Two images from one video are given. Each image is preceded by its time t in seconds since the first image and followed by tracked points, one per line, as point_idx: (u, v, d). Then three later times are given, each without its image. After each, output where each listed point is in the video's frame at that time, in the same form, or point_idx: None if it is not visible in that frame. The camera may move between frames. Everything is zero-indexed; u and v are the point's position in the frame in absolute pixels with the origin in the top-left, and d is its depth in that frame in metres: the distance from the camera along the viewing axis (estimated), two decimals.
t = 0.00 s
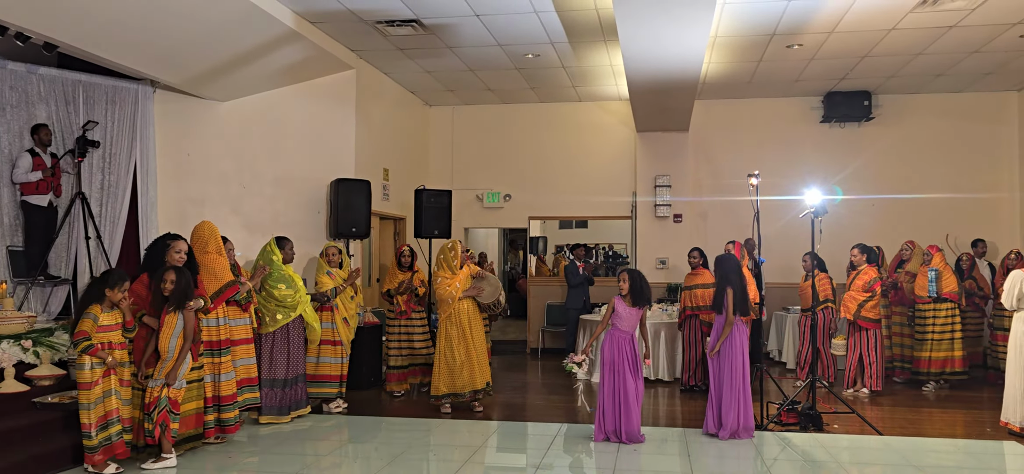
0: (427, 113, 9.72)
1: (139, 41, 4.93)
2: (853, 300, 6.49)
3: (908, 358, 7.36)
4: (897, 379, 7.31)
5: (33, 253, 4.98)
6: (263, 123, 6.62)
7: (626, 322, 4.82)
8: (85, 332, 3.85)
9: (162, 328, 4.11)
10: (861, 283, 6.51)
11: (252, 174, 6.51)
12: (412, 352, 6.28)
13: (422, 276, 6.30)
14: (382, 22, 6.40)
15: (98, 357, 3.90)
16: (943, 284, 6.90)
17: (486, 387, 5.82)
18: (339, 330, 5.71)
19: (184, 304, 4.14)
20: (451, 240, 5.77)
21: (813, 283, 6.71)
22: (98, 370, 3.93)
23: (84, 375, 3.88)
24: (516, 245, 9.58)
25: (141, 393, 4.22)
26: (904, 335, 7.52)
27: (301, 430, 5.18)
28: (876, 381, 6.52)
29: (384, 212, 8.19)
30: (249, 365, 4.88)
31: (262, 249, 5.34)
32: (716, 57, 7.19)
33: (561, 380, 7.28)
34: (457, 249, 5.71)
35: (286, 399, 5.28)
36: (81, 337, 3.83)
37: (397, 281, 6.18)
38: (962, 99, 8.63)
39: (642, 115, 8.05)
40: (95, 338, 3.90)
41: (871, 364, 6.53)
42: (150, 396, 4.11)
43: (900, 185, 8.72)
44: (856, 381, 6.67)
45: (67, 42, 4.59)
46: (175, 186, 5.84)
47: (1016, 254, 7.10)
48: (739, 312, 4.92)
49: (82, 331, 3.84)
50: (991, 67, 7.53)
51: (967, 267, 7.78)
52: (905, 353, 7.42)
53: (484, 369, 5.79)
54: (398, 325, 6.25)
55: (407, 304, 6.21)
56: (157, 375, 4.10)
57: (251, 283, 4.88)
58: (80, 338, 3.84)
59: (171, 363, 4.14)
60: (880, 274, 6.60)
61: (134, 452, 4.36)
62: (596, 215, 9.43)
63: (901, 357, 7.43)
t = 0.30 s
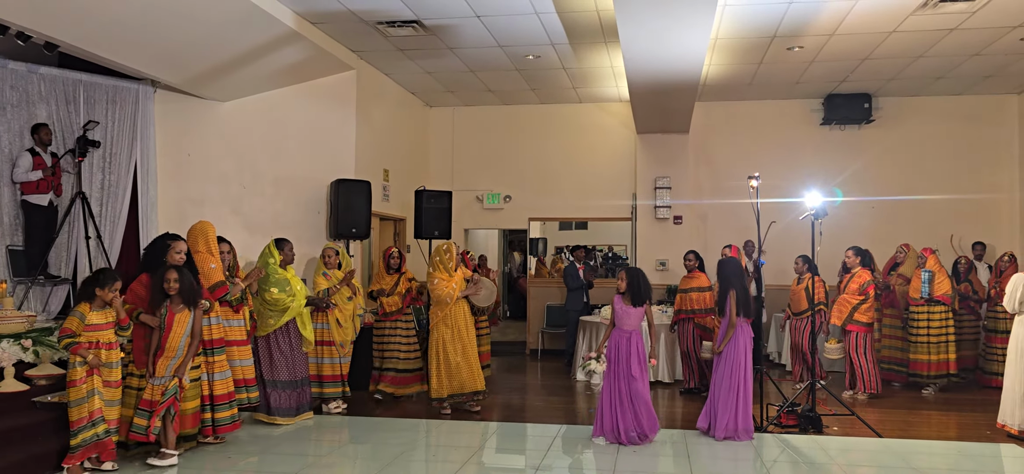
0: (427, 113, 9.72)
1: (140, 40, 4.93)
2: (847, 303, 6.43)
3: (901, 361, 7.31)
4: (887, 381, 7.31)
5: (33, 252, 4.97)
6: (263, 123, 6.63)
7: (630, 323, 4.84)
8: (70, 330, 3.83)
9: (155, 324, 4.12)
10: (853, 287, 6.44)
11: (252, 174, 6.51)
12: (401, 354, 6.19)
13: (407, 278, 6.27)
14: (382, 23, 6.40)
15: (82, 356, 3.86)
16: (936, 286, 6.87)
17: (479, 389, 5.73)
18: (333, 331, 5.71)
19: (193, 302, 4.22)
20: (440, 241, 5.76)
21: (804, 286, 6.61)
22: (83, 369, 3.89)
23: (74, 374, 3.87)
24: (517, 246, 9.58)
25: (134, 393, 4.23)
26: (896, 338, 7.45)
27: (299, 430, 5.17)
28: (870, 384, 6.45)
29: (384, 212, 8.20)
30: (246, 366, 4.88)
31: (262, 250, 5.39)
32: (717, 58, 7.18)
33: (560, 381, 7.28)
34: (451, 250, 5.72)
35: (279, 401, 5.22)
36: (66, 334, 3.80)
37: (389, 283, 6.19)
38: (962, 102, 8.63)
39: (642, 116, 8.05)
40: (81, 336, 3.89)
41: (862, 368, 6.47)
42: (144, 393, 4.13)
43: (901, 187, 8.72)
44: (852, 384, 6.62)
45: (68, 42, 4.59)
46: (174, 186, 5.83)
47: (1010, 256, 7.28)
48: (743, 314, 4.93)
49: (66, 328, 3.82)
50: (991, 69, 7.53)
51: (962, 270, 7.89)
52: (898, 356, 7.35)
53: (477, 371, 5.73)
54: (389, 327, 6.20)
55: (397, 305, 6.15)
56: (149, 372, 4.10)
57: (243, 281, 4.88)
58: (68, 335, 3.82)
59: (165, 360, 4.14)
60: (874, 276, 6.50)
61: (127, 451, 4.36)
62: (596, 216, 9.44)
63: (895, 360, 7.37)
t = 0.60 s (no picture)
0: (427, 113, 9.72)
1: (139, 39, 4.92)
2: (847, 307, 6.41)
3: (892, 362, 7.32)
4: (879, 383, 7.32)
5: (32, 252, 4.95)
6: (263, 123, 6.63)
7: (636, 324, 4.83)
8: (60, 329, 3.81)
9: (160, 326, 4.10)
10: (849, 287, 6.49)
11: (251, 174, 6.51)
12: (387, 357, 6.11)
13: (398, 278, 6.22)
14: (382, 23, 6.40)
15: (71, 357, 3.86)
16: (925, 287, 6.89)
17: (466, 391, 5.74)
18: (330, 331, 5.71)
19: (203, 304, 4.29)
20: (441, 241, 5.69)
21: (800, 286, 6.59)
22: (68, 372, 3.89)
23: (63, 375, 3.87)
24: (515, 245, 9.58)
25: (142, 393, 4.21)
26: (886, 338, 7.45)
27: (298, 430, 5.17)
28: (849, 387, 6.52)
29: (384, 212, 8.20)
30: (246, 367, 4.97)
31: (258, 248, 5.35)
32: (716, 60, 7.19)
33: (559, 382, 7.28)
34: (449, 250, 5.64)
35: (285, 398, 5.27)
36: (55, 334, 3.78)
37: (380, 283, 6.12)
38: (962, 104, 8.63)
39: (642, 117, 8.05)
40: (71, 337, 3.86)
41: (846, 368, 6.50)
42: (166, 398, 4.15)
43: (900, 188, 8.72)
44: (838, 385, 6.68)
45: (67, 41, 4.59)
46: (174, 185, 5.83)
47: (996, 259, 7.24)
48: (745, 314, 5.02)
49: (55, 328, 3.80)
50: (990, 72, 7.54)
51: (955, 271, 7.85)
52: (889, 357, 7.36)
53: (468, 373, 5.75)
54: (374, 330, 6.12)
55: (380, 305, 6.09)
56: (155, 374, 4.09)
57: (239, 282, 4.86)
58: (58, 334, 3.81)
59: (177, 363, 4.18)
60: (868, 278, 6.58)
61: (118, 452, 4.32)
62: (595, 217, 9.44)
63: (886, 361, 7.37)
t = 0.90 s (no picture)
0: (426, 112, 9.72)
1: (138, 37, 4.92)
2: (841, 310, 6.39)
3: (882, 361, 7.32)
4: (872, 383, 7.32)
5: (29, 250, 4.95)
6: (262, 122, 6.62)
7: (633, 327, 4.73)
8: (76, 332, 3.77)
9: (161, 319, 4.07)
10: (844, 287, 6.44)
11: (250, 173, 6.50)
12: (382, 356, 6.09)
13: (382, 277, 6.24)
14: (381, 21, 6.40)
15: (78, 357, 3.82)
16: (915, 287, 6.94)
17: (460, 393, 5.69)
18: (331, 330, 5.71)
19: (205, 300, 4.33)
20: (442, 241, 5.63)
21: (796, 287, 6.43)
22: (72, 373, 3.84)
23: (66, 376, 3.83)
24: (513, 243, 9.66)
25: (147, 391, 4.18)
26: (879, 338, 7.42)
27: (295, 429, 5.16)
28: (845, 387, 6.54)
29: (383, 211, 8.20)
30: (247, 366, 4.98)
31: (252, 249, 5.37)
32: (715, 59, 7.19)
33: (557, 381, 7.29)
34: (451, 251, 5.61)
35: (273, 397, 5.24)
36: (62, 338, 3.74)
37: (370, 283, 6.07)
38: (961, 104, 8.63)
39: (641, 116, 8.04)
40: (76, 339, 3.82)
41: (841, 367, 6.52)
42: (175, 392, 4.16)
43: (900, 188, 8.73)
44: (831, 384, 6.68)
45: (66, 39, 4.59)
46: (172, 183, 5.82)
47: (989, 258, 7.43)
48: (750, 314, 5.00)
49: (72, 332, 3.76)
50: (989, 72, 7.55)
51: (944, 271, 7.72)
52: (881, 356, 7.34)
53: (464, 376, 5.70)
54: (367, 329, 6.11)
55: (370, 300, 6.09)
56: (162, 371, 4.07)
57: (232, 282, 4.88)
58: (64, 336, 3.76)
59: (180, 359, 4.18)
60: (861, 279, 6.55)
61: (124, 450, 4.31)
62: (594, 216, 9.44)
63: (878, 360, 7.35)
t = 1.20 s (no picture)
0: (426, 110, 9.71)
1: (137, 34, 4.92)
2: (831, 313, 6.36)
3: (875, 360, 7.35)
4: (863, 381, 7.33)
5: (28, 247, 4.94)
6: (261, 119, 6.62)
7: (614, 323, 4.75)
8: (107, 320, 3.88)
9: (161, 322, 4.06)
10: (835, 285, 6.33)
11: (249, 170, 6.50)
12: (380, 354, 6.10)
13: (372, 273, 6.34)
14: (381, 19, 6.39)
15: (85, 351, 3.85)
16: (911, 286, 6.88)
17: (464, 391, 5.70)
18: (330, 327, 5.70)
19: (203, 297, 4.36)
20: (442, 238, 5.64)
21: (789, 286, 6.30)
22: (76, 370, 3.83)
23: (71, 374, 3.81)
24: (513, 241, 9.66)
25: (147, 389, 4.18)
26: (872, 338, 7.42)
27: (294, 427, 5.15)
28: (848, 385, 6.51)
29: (382, 209, 8.20)
30: (248, 363, 4.96)
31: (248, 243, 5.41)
32: (715, 57, 7.18)
33: (556, 379, 7.29)
34: (450, 247, 5.64)
35: (275, 394, 5.24)
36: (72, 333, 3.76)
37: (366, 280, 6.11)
38: (961, 103, 8.63)
39: (641, 115, 8.04)
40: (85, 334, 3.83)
41: (845, 368, 6.50)
42: (173, 393, 4.14)
43: (900, 187, 8.72)
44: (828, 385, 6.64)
45: (65, 35, 4.58)
46: (171, 181, 5.81)
47: (988, 258, 7.45)
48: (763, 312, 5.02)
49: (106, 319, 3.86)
50: (989, 71, 7.55)
51: (937, 268, 7.91)
52: (874, 356, 7.36)
53: (467, 374, 5.73)
54: (364, 327, 6.11)
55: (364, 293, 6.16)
56: (161, 370, 4.07)
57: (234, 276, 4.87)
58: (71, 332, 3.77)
59: (180, 358, 4.18)
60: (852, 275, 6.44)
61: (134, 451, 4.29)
62: (594, 214, 9.43)
63: (870, 360, 7.38)
